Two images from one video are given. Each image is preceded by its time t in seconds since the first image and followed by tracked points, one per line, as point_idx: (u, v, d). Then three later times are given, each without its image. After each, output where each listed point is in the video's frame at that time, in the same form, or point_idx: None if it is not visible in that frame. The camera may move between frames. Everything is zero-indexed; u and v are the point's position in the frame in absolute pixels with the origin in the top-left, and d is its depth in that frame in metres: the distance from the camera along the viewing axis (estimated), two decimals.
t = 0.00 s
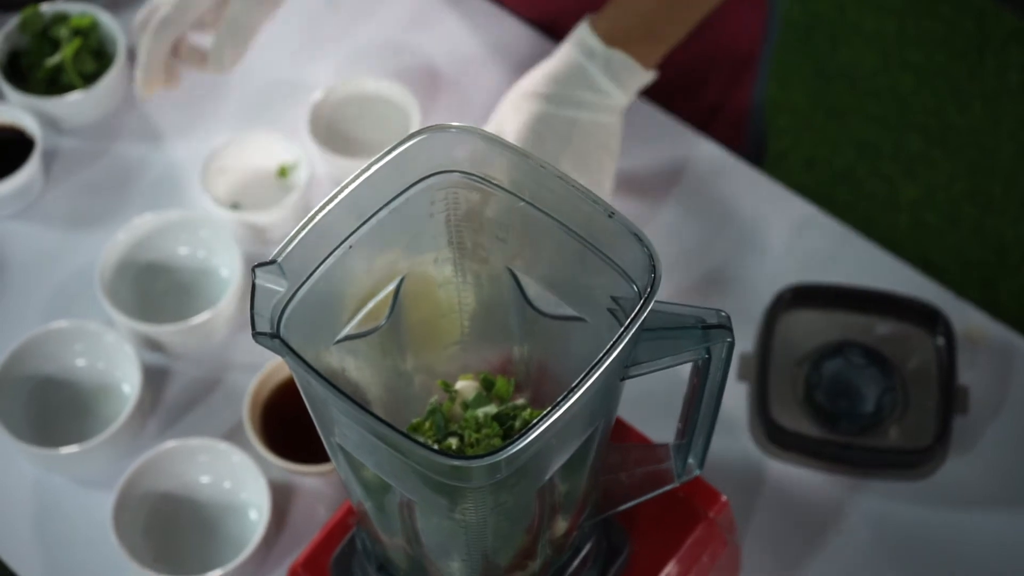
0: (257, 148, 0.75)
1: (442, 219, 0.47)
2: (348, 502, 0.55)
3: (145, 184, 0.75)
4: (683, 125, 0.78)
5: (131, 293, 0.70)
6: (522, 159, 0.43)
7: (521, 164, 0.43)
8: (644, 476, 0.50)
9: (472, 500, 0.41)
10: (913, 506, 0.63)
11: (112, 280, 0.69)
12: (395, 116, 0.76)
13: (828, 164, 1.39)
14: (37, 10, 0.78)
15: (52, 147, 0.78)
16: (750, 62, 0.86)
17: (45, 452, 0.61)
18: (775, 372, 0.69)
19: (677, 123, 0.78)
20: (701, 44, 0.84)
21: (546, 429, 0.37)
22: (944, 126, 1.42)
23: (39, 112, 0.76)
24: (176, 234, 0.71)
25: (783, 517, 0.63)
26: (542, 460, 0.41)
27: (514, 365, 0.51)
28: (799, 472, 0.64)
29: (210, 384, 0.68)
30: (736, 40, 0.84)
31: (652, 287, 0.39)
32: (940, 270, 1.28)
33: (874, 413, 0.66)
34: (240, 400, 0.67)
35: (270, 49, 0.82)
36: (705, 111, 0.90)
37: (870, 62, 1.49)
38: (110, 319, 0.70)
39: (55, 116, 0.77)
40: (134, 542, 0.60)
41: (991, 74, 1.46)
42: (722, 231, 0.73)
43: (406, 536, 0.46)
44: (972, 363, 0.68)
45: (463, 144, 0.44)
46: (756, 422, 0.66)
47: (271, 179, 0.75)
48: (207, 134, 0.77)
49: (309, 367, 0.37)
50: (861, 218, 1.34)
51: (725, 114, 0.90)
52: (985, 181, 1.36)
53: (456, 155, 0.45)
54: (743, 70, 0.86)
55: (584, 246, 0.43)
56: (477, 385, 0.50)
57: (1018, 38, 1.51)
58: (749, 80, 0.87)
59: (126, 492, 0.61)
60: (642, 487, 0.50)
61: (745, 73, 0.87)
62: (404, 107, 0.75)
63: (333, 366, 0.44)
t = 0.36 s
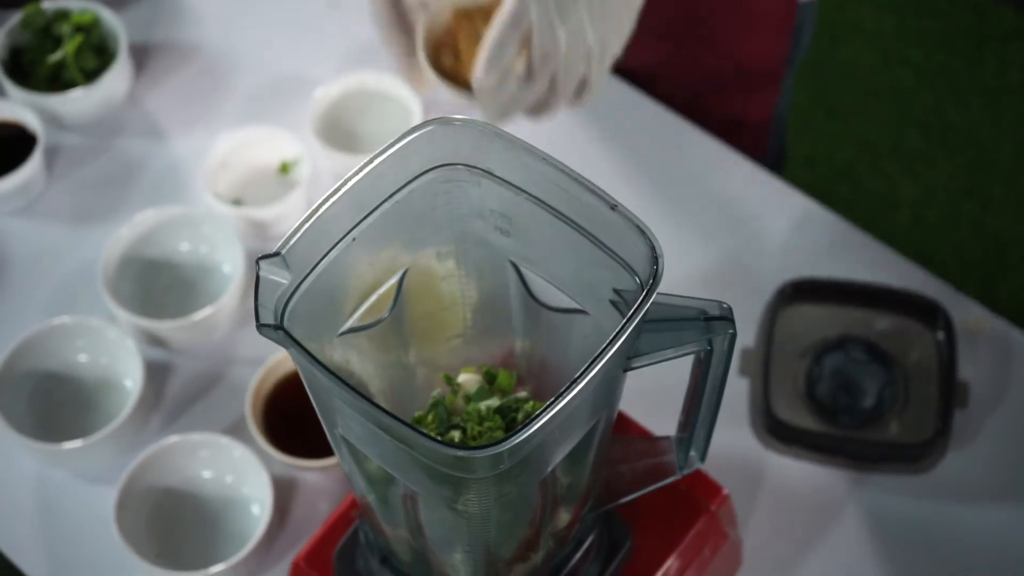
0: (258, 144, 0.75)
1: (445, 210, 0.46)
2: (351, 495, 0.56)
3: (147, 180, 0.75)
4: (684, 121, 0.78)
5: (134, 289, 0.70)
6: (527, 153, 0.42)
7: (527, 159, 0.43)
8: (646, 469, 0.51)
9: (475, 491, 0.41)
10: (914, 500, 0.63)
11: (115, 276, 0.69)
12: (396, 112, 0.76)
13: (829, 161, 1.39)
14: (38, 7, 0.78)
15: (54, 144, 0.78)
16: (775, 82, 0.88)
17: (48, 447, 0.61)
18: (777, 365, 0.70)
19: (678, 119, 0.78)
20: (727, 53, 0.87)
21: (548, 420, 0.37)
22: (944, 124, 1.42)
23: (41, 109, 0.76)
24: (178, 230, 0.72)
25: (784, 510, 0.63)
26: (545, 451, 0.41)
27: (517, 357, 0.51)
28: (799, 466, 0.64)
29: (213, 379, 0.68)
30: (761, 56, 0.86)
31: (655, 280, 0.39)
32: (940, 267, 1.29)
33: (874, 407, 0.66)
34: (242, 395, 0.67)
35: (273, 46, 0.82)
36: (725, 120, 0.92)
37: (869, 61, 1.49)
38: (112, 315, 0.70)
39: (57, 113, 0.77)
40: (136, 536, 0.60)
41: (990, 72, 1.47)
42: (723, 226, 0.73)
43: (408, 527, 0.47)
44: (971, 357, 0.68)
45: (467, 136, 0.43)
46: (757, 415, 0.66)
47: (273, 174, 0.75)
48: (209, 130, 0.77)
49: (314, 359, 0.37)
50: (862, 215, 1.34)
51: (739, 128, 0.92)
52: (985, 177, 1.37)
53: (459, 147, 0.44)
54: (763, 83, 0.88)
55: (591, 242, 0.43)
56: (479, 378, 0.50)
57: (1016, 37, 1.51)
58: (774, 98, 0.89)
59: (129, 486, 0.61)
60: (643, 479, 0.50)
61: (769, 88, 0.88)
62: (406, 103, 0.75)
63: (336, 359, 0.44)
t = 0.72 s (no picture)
0: (259, 141, 0.75)
1: (446, 203, 0.46)
2: (354, 488, 0.56)
3: (149, 176, 0.76)
4: (685, 118, 0.78)
5: (136, 285, 0.70)
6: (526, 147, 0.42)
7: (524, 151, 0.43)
8: (648, 461, 0.51)
9: (478, 481, 0.41)
10: (913, 493, 0.63)
11: (117, 271, 0.69)
12: (396, 109, 0.76)
13: (829, 159, 1.40)
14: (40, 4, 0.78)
15: (55, 140, 0.78)
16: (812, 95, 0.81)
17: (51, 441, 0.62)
18: (777, 359, 0.70)
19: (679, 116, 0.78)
20: (766, 75, 0.80)
21: (550, 411, 0.38)
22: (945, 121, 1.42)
23: (43, 105, 0.77)
24: (180, 226, 0.72)
25: (784, 504, 0.63)
26: (547, 442, 0.41)
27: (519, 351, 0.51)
28: (800, 460, 0.65)
29: (214, 374, 0.68)
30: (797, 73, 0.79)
31: (656, 272, 0.39)
32: (939, 264, 1.29)
33: (874, 401, 0.67)
34: (244, 391, 0.67)
35: (273, 45, 0.82)
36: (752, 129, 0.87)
37: (870, 60, 1.49)
38: (114, 310, 0.70)
39: (59, 109, 0.77)
40: (139, 530, 0.61)
41: (989, 69, 1.47)
42: (724, 223, 0.73)
43: (411, 519, 0.47)
44: (971, 352, 0.68)
45: (468, 128, 0.43)
46: (757, 409, 0.66)
47: (274, 171, 0.75)
48: (211, 127, 0.78)
49: (317, 350, 0.37)
50: (861, 211, 1.34)
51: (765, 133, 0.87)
52: (985, 175, 1.37)
53: (461, 140, 0.44)
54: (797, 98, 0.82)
55: (592, 234, 0.43)
56: (481, 371, 0.51)
57: (1015, 35, 1.51)
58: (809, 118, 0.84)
59: (132, 480, 0.61)
60: (644, 472, 0.50)
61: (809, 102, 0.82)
62: (408, 99, 0.76)
63: (339, 350, 0.44)
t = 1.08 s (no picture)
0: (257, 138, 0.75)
1: (444, 199, 0.47)
2: (351, 484, 0.56)
3: (149, 173, 0.76)
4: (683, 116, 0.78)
5: (136, 282, 0.70)
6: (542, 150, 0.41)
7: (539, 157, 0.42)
8: (645, 455, 0.51)
9: (475, 473, 0.41)
10: (909, 488, 0.63)
11: (117, 268, 0.70)
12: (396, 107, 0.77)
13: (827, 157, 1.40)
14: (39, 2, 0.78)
15: (55, 138, 0.78)
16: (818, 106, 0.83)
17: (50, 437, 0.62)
18: (773, 356, 0.70)
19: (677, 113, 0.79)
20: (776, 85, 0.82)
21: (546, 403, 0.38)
22: (944, 117, 1.42)
23: (42, 103, 0.77)
24: (179, 223, 0.72)
25: (781, 499, 0.63)
26: (544, 434, 0.41)
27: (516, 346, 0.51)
28: (797, 456, 0.65)
29: (213, 370, 0.69)
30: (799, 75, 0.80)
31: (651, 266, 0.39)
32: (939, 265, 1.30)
33: (871, 396, 0.66)
34: (242, 386, 0.68)
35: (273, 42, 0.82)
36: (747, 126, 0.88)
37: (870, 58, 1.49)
38: (113, 307, 0.70)
39: (58, 106, 0.77)
40: (138, 524, 0.61)
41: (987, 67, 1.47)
42: (721, 220, 0.73)
43: (409, 512, 0.47)
44: (968, 348, 0.68)
45: (463, 124, 0.44)
46: (754, 404, 0.67)
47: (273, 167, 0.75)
48: (210, 124, 0.78)
49: (314, 342, 0.38)
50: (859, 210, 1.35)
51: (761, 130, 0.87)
52: (983, 174, 1.38)
53: (456, 137, 0.44)
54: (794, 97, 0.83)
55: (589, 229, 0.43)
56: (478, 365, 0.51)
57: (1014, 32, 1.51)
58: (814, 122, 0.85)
59: (131, 476, 0.62)
60: (640, 466, 0.51)
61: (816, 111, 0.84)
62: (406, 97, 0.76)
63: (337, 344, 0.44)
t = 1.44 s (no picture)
0: (259, 134, 0.76)
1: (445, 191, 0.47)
2: (354, 476, 0.57)
3: (151, 169, 0.76)
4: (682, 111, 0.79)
5: (138, 277, 0.71)
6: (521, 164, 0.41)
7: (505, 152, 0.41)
8: (646, 446, 0.51)
9: (479, 463, 0.42)
10: (908, 481, 0.64)
11: (119, 263, 0.70)
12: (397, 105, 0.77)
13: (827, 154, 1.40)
14: None
15: (58, 135, 0.78)
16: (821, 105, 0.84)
17: (54, 431, 0.62)
18: (773, 351, 0.69)
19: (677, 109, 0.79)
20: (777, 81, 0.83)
21: (550, 392, 0.38)
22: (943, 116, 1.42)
23: (46, 99, 0.77)
24: (181, 218, 0.72)
25: (781, 492, 0.64)
26: (546, 425, 0.42)
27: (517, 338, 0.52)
28: (797, 449, 0.65)
29: (216, 365, 0.69)
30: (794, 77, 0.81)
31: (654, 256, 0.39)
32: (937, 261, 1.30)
33: (870, 391, 0.66)
34: (245, 381, 0.68)
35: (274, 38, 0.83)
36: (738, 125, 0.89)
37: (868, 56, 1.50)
38: (116, 302, 0.71)
39: (61, 102, 0.77)
40: (141, 518, 0.61)
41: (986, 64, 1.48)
42: (721, 216, 0.74)
43: (411, 504, 0.47)
44: (966, 342, 0.69)
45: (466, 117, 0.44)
46: (754, 398, 0.67)
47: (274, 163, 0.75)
48: (212, 120, 0.78)
49: (319, 333, 0.38)
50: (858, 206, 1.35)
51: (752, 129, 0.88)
52: (981, 170, 1.38)
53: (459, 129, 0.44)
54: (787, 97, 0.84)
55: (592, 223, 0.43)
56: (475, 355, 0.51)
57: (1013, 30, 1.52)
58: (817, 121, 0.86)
59: (135, 469, 0.62)
60: (641, 457, 0.51)
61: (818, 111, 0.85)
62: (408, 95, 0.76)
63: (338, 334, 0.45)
